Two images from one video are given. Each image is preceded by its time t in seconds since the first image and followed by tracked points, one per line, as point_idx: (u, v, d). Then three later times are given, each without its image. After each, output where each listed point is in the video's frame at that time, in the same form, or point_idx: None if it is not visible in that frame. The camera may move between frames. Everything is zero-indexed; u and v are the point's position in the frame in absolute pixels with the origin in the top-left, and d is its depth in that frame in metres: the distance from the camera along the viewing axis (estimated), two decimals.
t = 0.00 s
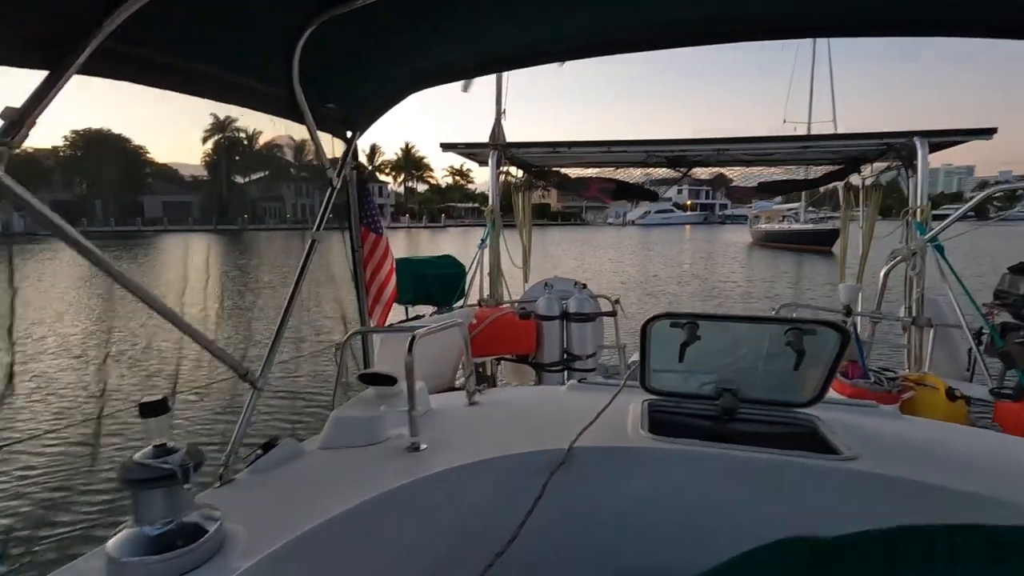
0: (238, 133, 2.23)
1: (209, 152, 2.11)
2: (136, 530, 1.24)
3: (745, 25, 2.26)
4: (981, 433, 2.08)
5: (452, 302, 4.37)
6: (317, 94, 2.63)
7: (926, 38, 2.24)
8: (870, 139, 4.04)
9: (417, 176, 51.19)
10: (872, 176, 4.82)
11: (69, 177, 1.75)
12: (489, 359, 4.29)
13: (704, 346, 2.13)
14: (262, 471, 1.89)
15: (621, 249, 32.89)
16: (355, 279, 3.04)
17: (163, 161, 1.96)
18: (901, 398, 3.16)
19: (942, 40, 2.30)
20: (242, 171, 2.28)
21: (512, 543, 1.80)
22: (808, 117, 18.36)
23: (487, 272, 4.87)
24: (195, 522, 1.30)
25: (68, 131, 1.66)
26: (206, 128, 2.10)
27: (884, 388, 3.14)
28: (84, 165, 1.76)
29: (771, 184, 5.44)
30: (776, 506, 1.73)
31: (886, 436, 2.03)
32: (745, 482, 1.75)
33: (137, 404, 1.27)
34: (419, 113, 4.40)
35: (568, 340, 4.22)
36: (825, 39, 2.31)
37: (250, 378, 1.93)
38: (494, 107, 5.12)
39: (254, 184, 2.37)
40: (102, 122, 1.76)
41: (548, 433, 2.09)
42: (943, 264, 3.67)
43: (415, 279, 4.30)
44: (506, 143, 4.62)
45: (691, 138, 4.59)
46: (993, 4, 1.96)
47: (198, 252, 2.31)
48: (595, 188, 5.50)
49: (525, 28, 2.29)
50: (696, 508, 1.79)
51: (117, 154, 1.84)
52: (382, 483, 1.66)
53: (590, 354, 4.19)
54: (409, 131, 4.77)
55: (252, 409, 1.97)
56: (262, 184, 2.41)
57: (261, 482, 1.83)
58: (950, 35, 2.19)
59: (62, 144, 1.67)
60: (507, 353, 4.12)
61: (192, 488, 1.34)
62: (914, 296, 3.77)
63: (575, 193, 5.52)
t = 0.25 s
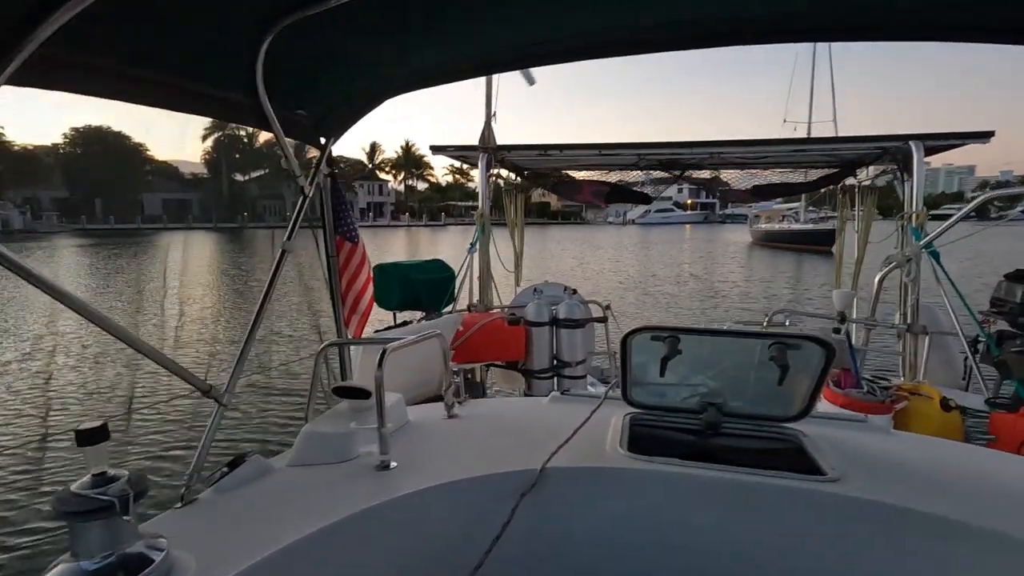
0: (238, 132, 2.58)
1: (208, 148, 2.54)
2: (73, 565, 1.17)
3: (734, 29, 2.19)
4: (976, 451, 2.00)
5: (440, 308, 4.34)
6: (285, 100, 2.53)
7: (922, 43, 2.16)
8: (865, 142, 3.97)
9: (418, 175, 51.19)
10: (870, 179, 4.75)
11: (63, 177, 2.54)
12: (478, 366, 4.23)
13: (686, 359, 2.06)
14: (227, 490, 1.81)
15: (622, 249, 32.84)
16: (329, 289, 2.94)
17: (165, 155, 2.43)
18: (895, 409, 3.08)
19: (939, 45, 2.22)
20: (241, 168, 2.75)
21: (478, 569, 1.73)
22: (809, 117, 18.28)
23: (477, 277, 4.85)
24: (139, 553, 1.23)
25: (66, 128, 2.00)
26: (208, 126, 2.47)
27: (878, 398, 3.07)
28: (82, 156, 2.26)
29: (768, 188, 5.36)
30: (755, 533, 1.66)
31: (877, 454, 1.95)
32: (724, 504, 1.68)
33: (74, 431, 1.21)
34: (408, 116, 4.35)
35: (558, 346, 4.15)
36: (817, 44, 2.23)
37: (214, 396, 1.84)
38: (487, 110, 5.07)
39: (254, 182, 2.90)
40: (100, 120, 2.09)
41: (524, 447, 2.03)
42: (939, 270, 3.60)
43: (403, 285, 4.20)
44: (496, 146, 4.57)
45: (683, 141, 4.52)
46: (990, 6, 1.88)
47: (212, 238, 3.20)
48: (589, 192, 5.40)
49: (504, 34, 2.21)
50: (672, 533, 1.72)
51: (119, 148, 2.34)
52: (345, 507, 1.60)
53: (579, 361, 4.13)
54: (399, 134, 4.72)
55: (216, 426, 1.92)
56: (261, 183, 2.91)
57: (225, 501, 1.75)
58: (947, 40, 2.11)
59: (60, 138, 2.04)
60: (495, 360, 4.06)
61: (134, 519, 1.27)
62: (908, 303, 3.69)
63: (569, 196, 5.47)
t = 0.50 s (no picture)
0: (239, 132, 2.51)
1: (208, 148, 2.45)
2: None
3: (730, 30, 2.14)
4: (977, 463, 1.96)
5: (434, 312, 4.30)
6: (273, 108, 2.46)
7: (922, 45, 2.12)
8: (865, 144, 3.92)
9: (418, 174, 51.17)
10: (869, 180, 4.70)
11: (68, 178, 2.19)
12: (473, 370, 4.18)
13: (681, 368, 1.99)
14: (210, 504, 1.76)
15: (622, 248, 32.76)
16: (317, 294, 2.91)
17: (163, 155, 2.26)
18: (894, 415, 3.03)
19: (939, 46, 2.17)
20: (240, 167, 2.62)
21: None
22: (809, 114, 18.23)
23: (472, 279, 4.79)
24: None
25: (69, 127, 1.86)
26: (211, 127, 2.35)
27: (878, 405, 3.01)
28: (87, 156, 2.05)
29: (765, 189, 5.38)
30: (748, 550, 1.62)
31: (877, 466, 1.91)
32: (720, 520, 1.64)
33: (39, 451, 1.16)
34: (403, 117, 4.31)
35: (554, 350, 4.11)
36: (815, 45, 2.19)
37: (195, 406, 1.79)
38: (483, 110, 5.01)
39: (254, 180, 2.71)
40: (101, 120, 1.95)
41: (514, 460, 1.98)
42: (941, 273, 3.54)
43: (397, 289, 4.16)
44: (492, 147, 4.52)
45: (682, 142, 4.47)
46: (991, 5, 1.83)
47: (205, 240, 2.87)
48: (586, 192, 5.43)
49: (496, 35, 2.17)
50: (664, 548, 1.68)
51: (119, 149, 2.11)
52: (326, 524, 1.57)
53: (576, 365, 4.08)
54: (394, 135, 4.67)
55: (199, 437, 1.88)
56: (261, 182, 2.73)
57: (205, 515, 1.71)
58: (948, 42, 2.06)
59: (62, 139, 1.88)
60: (491, 363, 4.02)
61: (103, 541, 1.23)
62: (910, 307, 3.64)
63: (567, 195, 5.51)
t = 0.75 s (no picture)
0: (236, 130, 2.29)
1: (208, 148, 2.23)
2: None
3: (735, 31, 2.11)
4: (988, 470, 1.92)
5: (436, 315, 4.26)
6: (269, 110, 2.41)
7: (930, 47, 2.09)
8: (870, 145, 3.88)
9: (418, 174, 51.14)
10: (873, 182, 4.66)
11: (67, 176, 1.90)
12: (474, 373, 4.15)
13: (685, 376, 1.95)
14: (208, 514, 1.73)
15: (623, 247, 32.71)
16: (316, 299, 2.88)
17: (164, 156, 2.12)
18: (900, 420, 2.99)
19: (947, 48, 2.14)
20: (241, 166, 2.36)
21: None
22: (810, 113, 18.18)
23: (473, 282, 4.77)
24: None
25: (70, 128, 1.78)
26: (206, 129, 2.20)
27: (884, 409, 2.97)
28: (83, 159, 1.88)
29: (768, 192, 5.33)
30: (757, 563, 1.59)
31: (887, 475, 1.87)
32: (728, 531, 1.60)
33: (28, 468, 1.14)
34: (403, 118, 4.27)
35: (556, 353, 4.07)
36: (820, 47, 2.16)
37: (191, 416, 1.76)
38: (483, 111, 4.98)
39: (256, 180, 2.44)
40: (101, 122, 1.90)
41: (516, 467, 1.94)
42: (947, 276, 3.51)
43: (397, 291, 4.13)
44: (493, 148, 4.50)
45: (684, 143, 4.44)
46: (1000, 5, 1.80)
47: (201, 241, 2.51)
48: (587, 194, 5.39)
49: (498, 35, 2.13)
50: (671, 560, 1.65)
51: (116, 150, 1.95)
52: (325, 538, 1.54)
53: (578, 369, 4.05)
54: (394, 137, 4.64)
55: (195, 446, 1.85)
56: (263, 182, 2.45)
57: (204, 524, 1.68)
58: (956, 43, 2.03)
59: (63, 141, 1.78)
60: (492, 366, 3.98)
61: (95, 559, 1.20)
62: (915, 309, 3.60)
63: (568, 197, 5.47)
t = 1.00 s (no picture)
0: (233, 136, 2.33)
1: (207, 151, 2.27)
2: None
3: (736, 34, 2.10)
4: (990, 479, 1.90)
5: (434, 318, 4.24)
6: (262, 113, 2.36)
7: (933, 51, 2.08)
8: (870, 147, 3.87)
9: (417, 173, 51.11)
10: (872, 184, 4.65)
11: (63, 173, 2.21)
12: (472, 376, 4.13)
13: (682, 385, 1.93)
14: (202, 522, 1.71)
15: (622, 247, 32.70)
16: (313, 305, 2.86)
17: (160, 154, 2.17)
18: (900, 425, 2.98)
19: (948, 53, 2.13)
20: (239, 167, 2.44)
21: None
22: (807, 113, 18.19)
23: (471, 284, 4.75)
24: None
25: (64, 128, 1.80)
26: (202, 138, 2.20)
27: (883, 414, 2.95)
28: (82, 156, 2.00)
29: (769, 195, 5.23)
30: None
31: (888, 484, 1.85)
32: (726, 541, 1.59)
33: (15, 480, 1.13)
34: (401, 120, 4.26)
35: (554, 356, 4.05)
36: (822, 50, 2.15)
37: (184, 424, 1.74)
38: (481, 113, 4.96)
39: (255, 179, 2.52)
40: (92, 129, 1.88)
41: (513, 476, 1.92)
42: (946, 279, 3.49)
43: (394, 294, 4.11)
44: (491, 150, 4.48)
45: (682, 145, 4.42)
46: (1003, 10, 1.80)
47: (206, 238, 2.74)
48: (586, 196, 5.33)
49: (496, 39, 2.11)
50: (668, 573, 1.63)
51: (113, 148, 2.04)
52: (318, 551, 1.52)
53: (576, 372, 4.03)
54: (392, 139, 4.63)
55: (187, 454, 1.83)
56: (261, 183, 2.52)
57: (197, 534, 1.66)
58: (957, 47, 2.02)
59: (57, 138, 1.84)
60: (490, 369, 3.96)
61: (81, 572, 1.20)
62: (914, 312, 3.58)
63: (566, 200, 5.39)
